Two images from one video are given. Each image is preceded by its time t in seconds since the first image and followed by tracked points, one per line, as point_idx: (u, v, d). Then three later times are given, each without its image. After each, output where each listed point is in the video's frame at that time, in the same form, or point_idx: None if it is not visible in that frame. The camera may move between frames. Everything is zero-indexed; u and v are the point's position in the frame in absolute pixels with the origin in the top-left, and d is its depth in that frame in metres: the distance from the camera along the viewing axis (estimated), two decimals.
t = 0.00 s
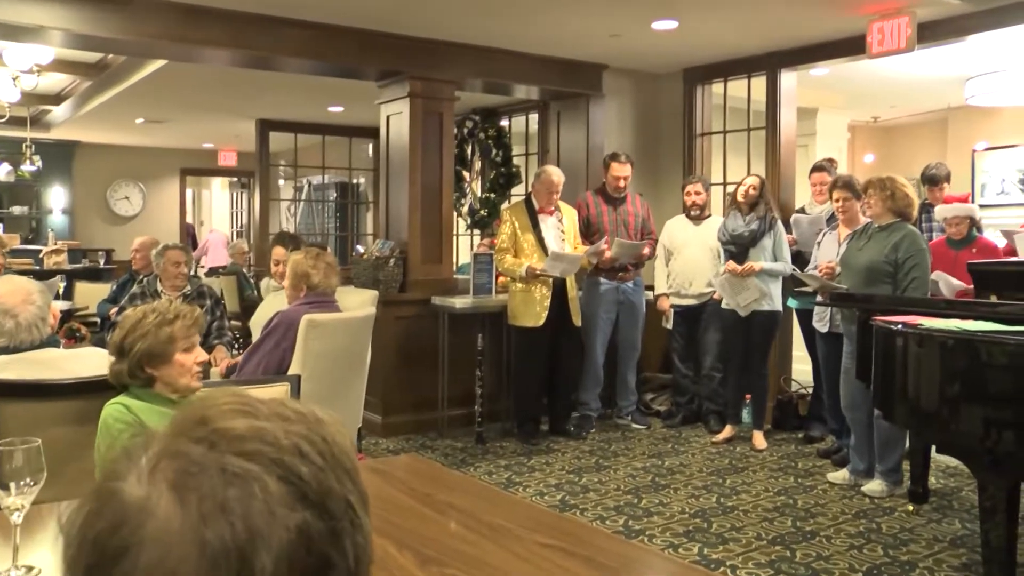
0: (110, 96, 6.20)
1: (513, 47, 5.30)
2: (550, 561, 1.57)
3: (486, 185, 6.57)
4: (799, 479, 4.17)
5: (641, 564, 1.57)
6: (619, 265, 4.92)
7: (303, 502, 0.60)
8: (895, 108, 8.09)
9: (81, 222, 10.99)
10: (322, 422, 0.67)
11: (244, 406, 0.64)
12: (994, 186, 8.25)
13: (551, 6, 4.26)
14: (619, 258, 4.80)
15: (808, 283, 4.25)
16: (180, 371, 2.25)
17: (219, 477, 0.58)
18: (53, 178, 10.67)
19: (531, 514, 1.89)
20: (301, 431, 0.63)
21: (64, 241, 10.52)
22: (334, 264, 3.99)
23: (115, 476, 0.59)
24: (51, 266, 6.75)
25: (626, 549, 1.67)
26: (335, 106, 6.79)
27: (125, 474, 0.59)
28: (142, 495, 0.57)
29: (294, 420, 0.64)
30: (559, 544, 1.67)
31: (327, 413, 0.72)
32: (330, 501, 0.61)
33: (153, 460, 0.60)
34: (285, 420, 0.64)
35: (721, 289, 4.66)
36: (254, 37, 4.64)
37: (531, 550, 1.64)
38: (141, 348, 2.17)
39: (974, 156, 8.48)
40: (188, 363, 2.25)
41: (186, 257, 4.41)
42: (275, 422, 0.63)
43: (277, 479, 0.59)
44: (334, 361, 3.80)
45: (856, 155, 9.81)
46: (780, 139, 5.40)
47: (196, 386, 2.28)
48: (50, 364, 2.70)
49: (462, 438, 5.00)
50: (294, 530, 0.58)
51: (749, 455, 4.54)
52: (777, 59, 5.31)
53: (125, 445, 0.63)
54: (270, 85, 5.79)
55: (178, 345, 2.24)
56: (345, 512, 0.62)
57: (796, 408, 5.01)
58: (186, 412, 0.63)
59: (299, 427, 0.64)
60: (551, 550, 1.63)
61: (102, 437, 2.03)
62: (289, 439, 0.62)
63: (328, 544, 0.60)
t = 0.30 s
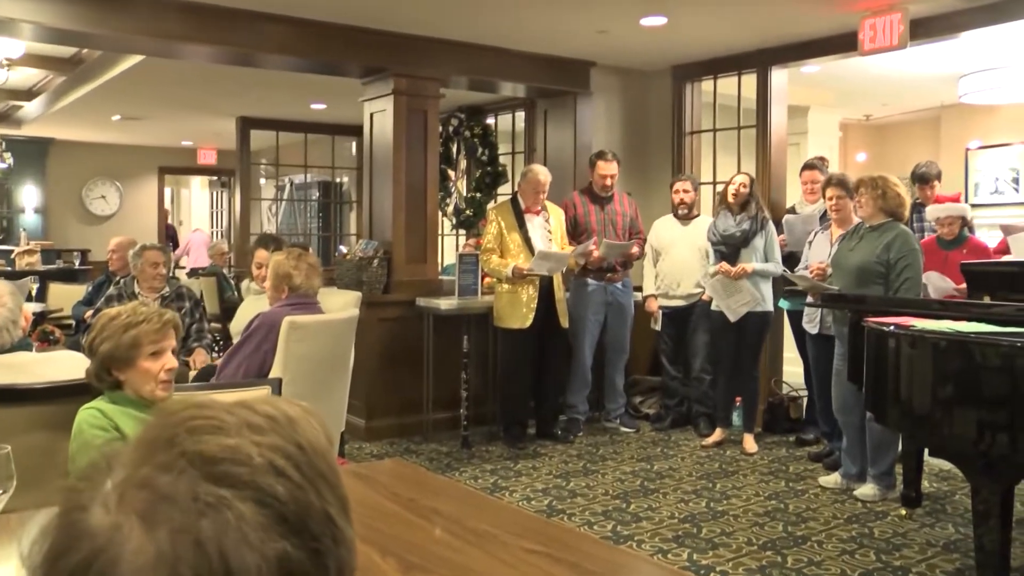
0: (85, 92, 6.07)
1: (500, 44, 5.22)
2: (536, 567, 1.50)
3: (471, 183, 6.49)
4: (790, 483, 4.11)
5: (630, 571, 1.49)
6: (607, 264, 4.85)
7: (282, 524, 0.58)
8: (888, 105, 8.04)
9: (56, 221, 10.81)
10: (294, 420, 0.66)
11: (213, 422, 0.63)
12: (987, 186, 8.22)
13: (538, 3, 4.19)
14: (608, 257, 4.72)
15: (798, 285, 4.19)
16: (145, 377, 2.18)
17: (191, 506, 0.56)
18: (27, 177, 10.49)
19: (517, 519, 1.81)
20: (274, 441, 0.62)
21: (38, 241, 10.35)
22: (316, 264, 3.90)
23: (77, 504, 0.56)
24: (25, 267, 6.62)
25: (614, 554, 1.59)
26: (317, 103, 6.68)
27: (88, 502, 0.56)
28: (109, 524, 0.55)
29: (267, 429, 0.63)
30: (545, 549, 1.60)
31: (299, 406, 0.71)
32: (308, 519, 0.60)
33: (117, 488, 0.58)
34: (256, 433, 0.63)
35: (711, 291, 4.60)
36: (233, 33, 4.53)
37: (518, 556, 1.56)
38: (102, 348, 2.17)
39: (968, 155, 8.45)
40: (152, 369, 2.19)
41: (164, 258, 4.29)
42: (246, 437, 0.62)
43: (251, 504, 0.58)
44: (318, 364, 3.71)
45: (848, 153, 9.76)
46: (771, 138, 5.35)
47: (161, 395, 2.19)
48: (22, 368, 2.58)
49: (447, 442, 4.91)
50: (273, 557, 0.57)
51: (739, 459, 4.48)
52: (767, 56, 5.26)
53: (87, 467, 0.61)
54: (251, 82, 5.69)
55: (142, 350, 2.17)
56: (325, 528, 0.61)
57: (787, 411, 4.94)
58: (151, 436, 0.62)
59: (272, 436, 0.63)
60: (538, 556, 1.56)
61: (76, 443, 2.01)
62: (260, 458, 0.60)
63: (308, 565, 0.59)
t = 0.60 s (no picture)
0: (60, 88, 5.94)
1: (487, 41, 5.14)
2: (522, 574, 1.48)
3: (457, 183, 6.40)
4: (782, 487, 4.04)
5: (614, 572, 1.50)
6: (596, 265, 4.78)
7: (273, 530, 0.58)
8: (881, 103, 8.00)
9: (30, 221, 10.61)
10: (285, 428, 0.65)
11: (201, 424, 0.61)
12: (982, 185, 8.21)
13: None
14: (597, 257, 4.64)
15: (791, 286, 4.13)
16: (119, 384, 2.20)
17: (179, 507, 0.55)
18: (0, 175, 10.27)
19: (504, 526, 1.76)
20: (266, 445, 0.62)
21: (12, 241, 10.14)
22: (298, 265, 3.80)
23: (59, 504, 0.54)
24: None
25: (604, 561, 1.58)
26: (299, 100, 6.58)
27: (71, 502, 0.55)
28: (93, 525, 0.53)
29: (258, 433, 0.62)
30: (532, 556, 1.58)
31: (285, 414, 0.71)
32: (299, 525, 0.60)
33: (101, 490, 0.56)
34: (248, 436, 0.62)
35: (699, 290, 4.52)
36: (213, 29, 4.43)
37: (504, 564, 1.54)
38: (76, 352, 2.18)
39: (962, 154, 8.44)
40: (127, 373, 2.20)
41: (142, 259, 4.18)
42: (237, 439, 0.61)
43: (242, 507, 0.57)
44: (302, 367, 3.64)
45: (841, 152, 9.73)
46: (762, 136, 5.30)
47: (135, 401, 2.20)
48: None
49: (433, 446, 4.83)
50: (264, 561, 0.56)
51: (730, 463, 4.41)
52: (759, 53, 5.20)
53: (69, 464, 0.58)
54: (232, 78, 5.59)
55: (116, 356, 2.19)
56: (314, 534, 0.61)
57: (779, 414, 4.86)
58: (137, 436, 0.60)
59: (264, 440, 0.62)
60: (524, 563, 1.54)
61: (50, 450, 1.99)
62: (251, 462, 0.59)
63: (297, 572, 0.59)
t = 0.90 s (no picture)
0: (34, 83, 5.80)
1: (473, 38, 5.07)
2: None
3: (442, 182, 6.33)
4: (771, 492, 3.98)
5: None
6: (583, 265, 4.71)
7: (271, 523, 0.57)
8: (874, 101, 7.98)
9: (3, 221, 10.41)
10: (288, 439, 0.63)
11: (209, 420, 0.61)
12: (975, 184, 8.20)
13: None
14: (584, 258, 4.57)
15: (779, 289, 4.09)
16: (91, 390, 2.10)
17: (181, 494, 0.55)
18: None
19: (490, 531, 1.73)
20: (267, 450, 0.60)
21: None
22: (280, 266, 3.69)
23: (64, 491, 0.55)
24: None
25: (590, 567, 1.56)
26: (280, 97, 6.48)
27: (76, 489, 0.55)
28: (96, 513, 0.54)
29: (262, 436, 0.61)
30: (516, 562, 1.56)
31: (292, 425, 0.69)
32: (296, 524, 0.59)
33: (105, 479, 0.56)
34: (253, 439, 0.61)
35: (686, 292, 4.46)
36: (192, 24, 4.34)
37: (488, 569, 1.52)
38: (48, 356, 2.11)
39: (955, 152, 8.44)
40: (99, 378, 2.11)
41: (118, 259, 4.08)
42: (242, 438, 0.60)
43: (243, 498, 0.56)
44: (282, 371, 3.55)
45: (833, 150, 9.66)
46: (752, 134, 5.25)
47: (108, 408, 2.09)
48: None
49: (417, 451, 4.74)
50: (261, 552, 0.56)
51: (720, 467, 4.35)
52: (749, 51, 5.16)
53: (75, 459, 0.59)
54: (212, 75, 5.50)
55: (89, 361, 2.11)
56: (313, 535, 0.60)
57: (769, 418, 4.80)
58: (142, 427, 0.60)
59: (265, 444, 0.60)
60: (508, 569, 1.51)
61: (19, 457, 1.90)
62: (254, 459, 0.59)
63: (297, 568, 0.58)
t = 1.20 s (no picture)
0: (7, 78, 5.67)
1: (459, 33, 4.99)
2: None
3: (428, 180, 6.25)
4: (763, 496, 3.93)
5: None
6: (572, 266, 4.64)
7: (243, 528, 0.57)
8: (866, 98, 7.95)
9: None
10: (262, 444, 0.63)
11: (183, 428, 0.61)
12: (969, 183, 8.20)
13: None
14: (572, 259, 4.50)
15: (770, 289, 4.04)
16: (64, 394, 2.01)
17: (152, 500, 0.55)
18: None
19: (475, 537, 1.67)
20: (241, 456, 0.60)
21: None
22: (260, 265, 3.60)
23: (33, 499, 0.54)
24: None
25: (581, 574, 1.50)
26: (261, 94, 6.37)
27: (44, 498, 0.55)
28: (65, 520, 0.53)
29: (234, 443, 0.61)
30: (501, 567, 1.49)
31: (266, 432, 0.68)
32: (269, 529, 0.59)
33: (76, 486, 0.56)
34: (226, 443, 0.60)
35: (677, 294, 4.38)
36: (170, 18, 4.23)
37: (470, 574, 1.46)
38: (21, 359, 2.02)
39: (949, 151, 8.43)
40: (73, 384, 2.02)
41: (95, 260, 3.98)
42: (215, 445, 0.60)
43: (216, 503, 0.56)
44: (264, 373, 3.47)
45: (825, 148, 9.62)
46: (743, 132, 5.20)
47: (80, 413, 2.01)
48: None
49: (401, 455, 4.65)
50: (235, 557, 0.56)
51: (711, 471, 4.29)
52: (740, 48, 5.11)
53: (46, 468, 0.59)
54: (192, 71, 5.40)
55: (62, 364, 2.02)
56: (287, 542, 0.60)
57: (761, 421, 4.74)
58: (114, 433, 0.60)
59: (239, 450, 0.60)
60: None
61: None
62: (228, 463, 0.59)
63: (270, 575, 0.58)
